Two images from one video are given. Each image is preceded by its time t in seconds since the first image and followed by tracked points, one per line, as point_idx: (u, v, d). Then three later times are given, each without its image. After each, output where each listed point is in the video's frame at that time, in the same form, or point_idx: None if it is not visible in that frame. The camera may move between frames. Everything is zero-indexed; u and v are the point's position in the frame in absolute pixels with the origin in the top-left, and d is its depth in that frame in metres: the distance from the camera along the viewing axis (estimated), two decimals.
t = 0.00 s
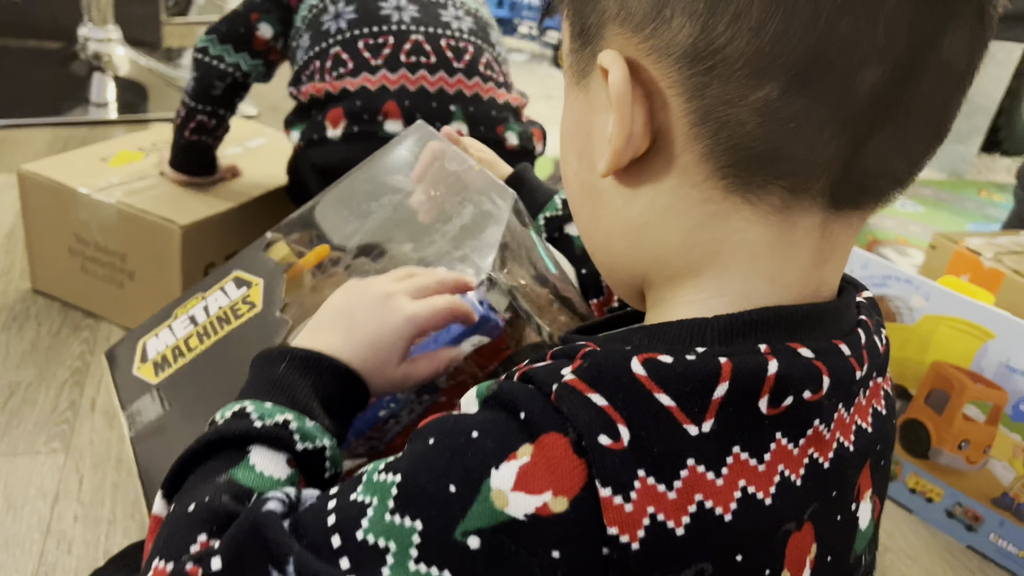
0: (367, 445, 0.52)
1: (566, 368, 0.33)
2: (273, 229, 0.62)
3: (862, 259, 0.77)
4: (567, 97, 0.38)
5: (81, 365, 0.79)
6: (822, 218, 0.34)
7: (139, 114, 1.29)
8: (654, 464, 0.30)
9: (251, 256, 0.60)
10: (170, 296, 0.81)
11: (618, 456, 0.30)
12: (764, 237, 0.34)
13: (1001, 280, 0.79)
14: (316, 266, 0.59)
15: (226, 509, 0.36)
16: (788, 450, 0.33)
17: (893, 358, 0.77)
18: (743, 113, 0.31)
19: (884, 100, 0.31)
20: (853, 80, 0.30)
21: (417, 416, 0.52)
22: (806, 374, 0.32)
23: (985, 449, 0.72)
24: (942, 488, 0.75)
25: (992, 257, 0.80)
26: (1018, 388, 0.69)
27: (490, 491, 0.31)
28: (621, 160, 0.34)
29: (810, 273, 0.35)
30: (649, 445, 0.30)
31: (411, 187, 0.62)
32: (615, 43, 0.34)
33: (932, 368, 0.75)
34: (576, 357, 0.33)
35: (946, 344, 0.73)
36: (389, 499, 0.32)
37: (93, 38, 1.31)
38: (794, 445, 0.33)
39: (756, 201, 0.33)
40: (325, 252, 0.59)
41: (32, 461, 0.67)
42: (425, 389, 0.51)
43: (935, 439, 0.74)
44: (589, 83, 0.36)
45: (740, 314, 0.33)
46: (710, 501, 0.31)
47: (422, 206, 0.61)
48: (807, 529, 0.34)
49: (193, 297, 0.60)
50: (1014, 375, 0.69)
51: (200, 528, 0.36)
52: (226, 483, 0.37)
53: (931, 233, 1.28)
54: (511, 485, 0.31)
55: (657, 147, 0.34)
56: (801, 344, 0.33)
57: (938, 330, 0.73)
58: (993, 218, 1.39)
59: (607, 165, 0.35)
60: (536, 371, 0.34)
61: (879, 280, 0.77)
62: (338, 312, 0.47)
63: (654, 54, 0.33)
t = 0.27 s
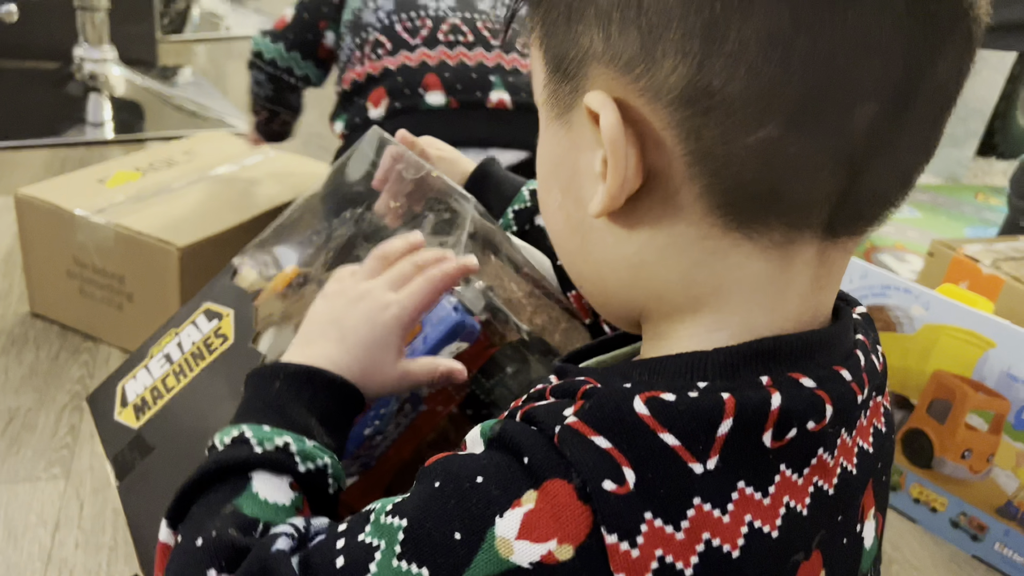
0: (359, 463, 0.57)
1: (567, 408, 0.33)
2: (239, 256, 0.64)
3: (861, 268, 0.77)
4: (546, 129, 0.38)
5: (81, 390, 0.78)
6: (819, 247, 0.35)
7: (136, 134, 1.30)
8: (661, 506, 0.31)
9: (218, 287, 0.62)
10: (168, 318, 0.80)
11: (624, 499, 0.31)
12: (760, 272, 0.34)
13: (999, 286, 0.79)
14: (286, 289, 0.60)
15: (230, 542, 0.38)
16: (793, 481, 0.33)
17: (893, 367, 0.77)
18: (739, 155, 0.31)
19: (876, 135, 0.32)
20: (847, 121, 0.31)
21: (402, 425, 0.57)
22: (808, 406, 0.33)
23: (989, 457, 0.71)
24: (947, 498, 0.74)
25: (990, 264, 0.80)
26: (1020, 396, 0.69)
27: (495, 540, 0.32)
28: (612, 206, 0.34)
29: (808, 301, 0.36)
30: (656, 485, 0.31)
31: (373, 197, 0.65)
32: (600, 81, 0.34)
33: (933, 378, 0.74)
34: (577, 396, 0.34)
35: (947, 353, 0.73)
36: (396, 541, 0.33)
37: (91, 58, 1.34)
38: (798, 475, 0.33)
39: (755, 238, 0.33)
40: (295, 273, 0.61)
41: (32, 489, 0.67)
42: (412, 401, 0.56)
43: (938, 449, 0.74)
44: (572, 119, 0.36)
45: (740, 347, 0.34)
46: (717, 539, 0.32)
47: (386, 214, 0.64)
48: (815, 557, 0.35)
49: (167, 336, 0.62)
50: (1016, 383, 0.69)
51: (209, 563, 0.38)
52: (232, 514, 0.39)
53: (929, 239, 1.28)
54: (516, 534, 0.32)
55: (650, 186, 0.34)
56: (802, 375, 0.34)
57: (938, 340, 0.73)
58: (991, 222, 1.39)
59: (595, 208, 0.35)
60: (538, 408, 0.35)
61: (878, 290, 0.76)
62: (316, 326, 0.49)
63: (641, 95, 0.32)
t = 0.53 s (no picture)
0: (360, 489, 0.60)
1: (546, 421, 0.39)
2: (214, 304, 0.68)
3: (853, 293, 0.78)
4: (519, 189, 0.41)
5: (73, 431, 0.78)
6: (791, 314, 0.40)
7: (128, 166, 1.30)
8: (619, 537, 0.37)
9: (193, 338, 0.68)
10: (160, 357, 0.80)
11: (582, 520, 0.37)
12: (731, 338, 0.39)
13: (992, 309, 0.79)
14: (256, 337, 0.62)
15: (245, 378, 0.48)
16: (761, 529, 0.39)
17: (886, 391, 0.77)
18: (721, 234, 0.35)
19: (858, 210, 0.35)
20: (827, 201, 0.34)
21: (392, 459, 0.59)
22: (783, 455, 0.38)
23: (986, 482, 0.71)
24: (945, 523, 0.74)
25: (982, 286, 0.80)
26: (1016, 421, 0.69)
27: (458, 519, 0.38)
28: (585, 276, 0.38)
29: (780, 359, 0.41)
30: (613, 513, 0.37)
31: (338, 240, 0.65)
32: (573, 156, 0.37)
33: (929, 402, 0.74)
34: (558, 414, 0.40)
35: (941, 377, 0.73)
36: (381, 525, 0.40)
37: (81, 90, 1.31)
38: (767, 522, 0.39)
39: (727, 311, 0.38)
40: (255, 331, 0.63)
41: (25, 534, 0.66)
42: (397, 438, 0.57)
43: (934, 474, 0.74)
44: (542, 178, 0.39)
45: (715, 394, 0.39)
46: None
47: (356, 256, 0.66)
48: None
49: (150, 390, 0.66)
50: (1011, 408, 0.69)
51: (229, 398, 0.48)
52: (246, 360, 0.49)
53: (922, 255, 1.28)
54: (477, 521, 0.38)
55: (623, 253, 0.38)
56: (776, 424, 0.38)
57: (931, 364, 0.73)
58: (982, 236, 1.39)
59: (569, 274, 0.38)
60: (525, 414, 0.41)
61: (872, 314, 0.77)
62: (337, 227, 0.61)
63: (618, 171, 0.36)
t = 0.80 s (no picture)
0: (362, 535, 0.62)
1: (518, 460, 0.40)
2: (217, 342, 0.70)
3: (848, 319, 0.78)
4: (495, 240, 0.43)
5: (70, 469, 0.78)
6: (761, 360, 0.42)
7: (122, 198, 1.30)
8: (590, 567, 0.37)
9: (197, 378, 0.68)
10: (157, 393, 0.81)
11: (552, 555, 0.37)
12: (703, 381, 0.41)
13: (986, 333, 0.79)
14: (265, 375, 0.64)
15: (238, 456, 0.50)
16: (733, 559, 0.39)
17: (881, 416, 0.78)
18: (685, 290, 0.37)
19: (814, 268, 0.37)
20: (786, 262, 0.36)
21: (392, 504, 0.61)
22: (751, 488, 0.38)
23: (984, 506, 0.71)
24: (944, 547, 0.74)
25: (976, 311, 0.81)
26: (1012, 444, 0.69)
27: (434, 560, 0.39)
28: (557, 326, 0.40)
29: (755, 399, 0.43)
30: (585, 547, 0.37)
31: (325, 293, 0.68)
32: (541, 216, 0.39)
33: (925, 426, 0.74)
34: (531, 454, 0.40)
35: (935, 402, 0.73)
36: None
37: (75, 123, 1.34)
38: (739, 554, 0.39)
39: (696, 359, 0.40)
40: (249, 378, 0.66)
41: None
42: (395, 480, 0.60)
43: (933, 498, 0.74)
44: (515, 232, 0.41)
45: (683, 432, 0.39)
46: None
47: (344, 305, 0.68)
48: None
49: (150, 431, 0.66)
50: (1006, 432, 0.69)
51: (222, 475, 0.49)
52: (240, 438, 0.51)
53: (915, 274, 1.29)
54: (452, 561, 0.39)
55: (592, 306, 0.40)
56: (744, 458, 0.39)
57: (926, 389, 0.74)
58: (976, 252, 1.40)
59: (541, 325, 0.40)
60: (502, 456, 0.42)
61: (866, 340, 0.78)
62: (331, 292, 0.62)
63: (583, 232, 0.38)
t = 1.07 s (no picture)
0: None
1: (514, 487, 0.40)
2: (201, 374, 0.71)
3: (842, 335, 0.79)
4: (486, 262, 0.43)
5: (64, 495, 0.77)
6: (752, 377, 0.41)
7: (117, 220, 1.30)
8: None
9: (179, 413, 0.68)
10: (150, 417, 0.80)
11: None
12: (697, 400, 0.41)
13: (984, 350, 0.79)
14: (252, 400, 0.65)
15: (222, 505, 0.49)
16: None
17: (879, 433, 0.77)
18: (673, 308, 0.37)
19: (801, 283, 0.37)
20: (771, 277, 0.36)
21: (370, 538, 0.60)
22: (746, 510, 0.38)
23: (983, 523, 0.71)
24: (944, 564, 0.74)
25: (971, 327, 0.81)
26: (1011, 460, 0.69)
27: None
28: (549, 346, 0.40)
29: (748, 419, 0.43)
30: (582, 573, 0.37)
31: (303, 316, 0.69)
32: (531, 238, 0.39)
33: (923, 442, 0.74)
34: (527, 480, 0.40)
35: (933, 418, 0.73)
36: None
37: (69, 144, 1.32)
38: None
39: (688, 377, 0.40)
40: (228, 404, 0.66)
41: None
42: (380, 510, 0.59)
43: (932, 515, 0.73)
44: (505, 253, 0.41)
45: (676, 454, 0.39)
46: None
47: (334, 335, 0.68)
48: None
49: (133, 466, 0.66)
50: (1005, 448, 0.69)
51: (205, 524, 0.49)
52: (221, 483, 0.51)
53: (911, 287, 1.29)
54: None
55: (584, 325, 0.40)
56: (740, 479, 0.39)
57: (924, 406, 0.73)
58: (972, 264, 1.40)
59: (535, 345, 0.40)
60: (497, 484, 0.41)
61: (862, 355, 0.78)
62: (302, 328, 0.63)
63: (572, 251, 0.38)
